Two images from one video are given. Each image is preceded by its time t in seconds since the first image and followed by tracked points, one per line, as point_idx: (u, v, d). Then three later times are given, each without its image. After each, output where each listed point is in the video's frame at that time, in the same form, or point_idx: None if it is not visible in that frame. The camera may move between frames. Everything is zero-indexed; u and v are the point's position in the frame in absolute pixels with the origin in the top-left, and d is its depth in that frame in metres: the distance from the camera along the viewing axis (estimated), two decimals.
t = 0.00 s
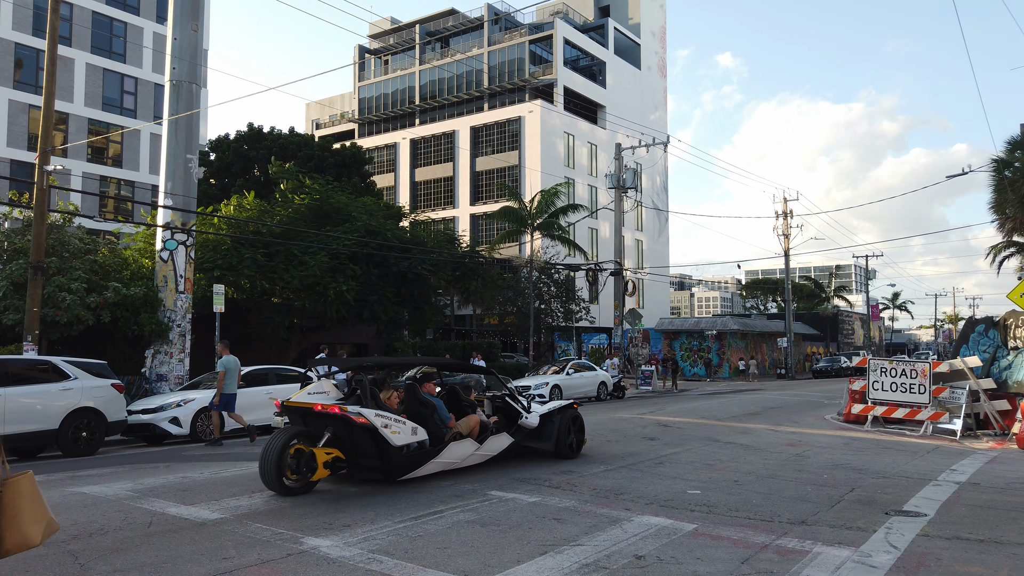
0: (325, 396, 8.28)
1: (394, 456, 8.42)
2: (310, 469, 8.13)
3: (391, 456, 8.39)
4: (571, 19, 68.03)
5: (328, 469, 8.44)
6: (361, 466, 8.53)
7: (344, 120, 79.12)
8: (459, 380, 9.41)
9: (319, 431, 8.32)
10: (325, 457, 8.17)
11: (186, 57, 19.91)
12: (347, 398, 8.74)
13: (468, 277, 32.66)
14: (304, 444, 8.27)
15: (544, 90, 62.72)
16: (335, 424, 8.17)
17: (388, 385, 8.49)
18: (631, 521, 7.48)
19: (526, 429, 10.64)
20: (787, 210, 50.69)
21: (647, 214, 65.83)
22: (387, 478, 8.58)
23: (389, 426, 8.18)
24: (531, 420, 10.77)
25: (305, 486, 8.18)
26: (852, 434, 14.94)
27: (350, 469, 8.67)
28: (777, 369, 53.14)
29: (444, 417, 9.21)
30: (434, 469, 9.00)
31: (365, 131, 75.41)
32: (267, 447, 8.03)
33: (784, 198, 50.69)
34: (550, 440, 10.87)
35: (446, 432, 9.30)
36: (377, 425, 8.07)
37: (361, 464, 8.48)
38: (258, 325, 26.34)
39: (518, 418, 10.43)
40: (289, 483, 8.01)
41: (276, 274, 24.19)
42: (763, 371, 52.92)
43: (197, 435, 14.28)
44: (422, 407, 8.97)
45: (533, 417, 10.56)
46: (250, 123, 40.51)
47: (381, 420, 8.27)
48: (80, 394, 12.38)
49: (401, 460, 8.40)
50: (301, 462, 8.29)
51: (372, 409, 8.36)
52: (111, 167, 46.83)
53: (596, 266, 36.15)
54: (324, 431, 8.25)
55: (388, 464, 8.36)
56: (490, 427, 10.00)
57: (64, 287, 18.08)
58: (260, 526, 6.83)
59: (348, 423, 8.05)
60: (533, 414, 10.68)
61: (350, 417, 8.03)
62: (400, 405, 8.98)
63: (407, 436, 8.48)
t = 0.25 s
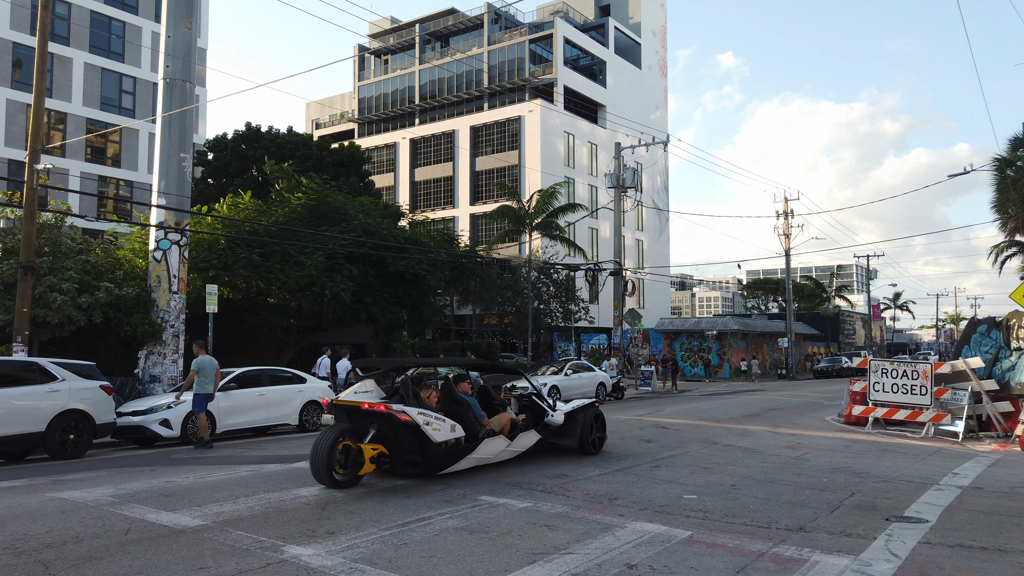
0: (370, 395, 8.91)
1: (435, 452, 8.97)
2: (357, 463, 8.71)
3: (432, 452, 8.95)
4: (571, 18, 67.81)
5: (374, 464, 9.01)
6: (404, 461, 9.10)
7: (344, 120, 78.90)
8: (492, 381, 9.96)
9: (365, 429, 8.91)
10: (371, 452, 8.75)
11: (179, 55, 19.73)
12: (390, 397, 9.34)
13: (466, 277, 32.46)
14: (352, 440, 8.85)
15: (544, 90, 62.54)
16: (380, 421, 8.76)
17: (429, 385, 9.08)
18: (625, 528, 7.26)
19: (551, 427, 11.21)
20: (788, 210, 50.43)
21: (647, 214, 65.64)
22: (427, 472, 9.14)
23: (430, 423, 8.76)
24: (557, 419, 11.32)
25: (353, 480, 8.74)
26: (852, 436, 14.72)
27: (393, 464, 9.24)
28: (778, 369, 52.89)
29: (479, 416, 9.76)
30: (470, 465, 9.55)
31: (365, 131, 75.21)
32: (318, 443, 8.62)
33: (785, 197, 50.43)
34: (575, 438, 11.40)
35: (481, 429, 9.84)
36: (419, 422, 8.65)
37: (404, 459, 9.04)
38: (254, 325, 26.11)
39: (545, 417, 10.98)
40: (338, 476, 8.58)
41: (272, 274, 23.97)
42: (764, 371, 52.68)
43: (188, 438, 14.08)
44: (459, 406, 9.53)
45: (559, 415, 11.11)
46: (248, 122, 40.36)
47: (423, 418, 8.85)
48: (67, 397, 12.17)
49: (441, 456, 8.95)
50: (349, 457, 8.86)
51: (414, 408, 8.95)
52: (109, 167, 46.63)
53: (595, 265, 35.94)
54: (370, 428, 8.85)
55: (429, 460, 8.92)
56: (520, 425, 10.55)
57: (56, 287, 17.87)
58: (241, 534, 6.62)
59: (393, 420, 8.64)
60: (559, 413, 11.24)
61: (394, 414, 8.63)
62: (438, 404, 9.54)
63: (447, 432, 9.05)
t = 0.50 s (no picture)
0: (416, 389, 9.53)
1: (478, 442, 9.53)
2: (407, 453, 9.28)
3: (475, 443, 9.52)
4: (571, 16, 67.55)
5: (421, 454, 9.60)
6: (449, 452, 9.68)
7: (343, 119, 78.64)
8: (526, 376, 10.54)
9: (413, 420, 9.50)
10: (420, 443, 9.33)
11: (172, 50, 19.49)
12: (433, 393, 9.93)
13: (463, 275, 32.17)
14: (400, 431, 9.41)
15: (544, 88, 62.30)
16: (427, 414, 9.35)
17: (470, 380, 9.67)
18: (616, 530, 7.01)
19: (579, 420, 11.77)
20: (788, 208, 50.10)
21: (647, 213, 65.38)
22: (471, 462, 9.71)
23: (474, 416, 9.34)
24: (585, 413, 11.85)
25: (404, 468, 9.29)
26: (854, 436, 14.44)
27: (438, 455, 9.81)
28: (779, 369, 52.58)
29: (515, 409, 10.32)
30: (509, 456, 10.12)
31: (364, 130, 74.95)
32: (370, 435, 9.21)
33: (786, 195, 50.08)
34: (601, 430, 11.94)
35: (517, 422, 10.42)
36: (464, 414, 9.23)
37: (449, 449, 9.61)
38: (250, 324, 25.84)
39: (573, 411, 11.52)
40: (390, 466, 9.16)
41: (267, 271, 23.71)
42: (765, 371, 52.37)
43: (177, 437, 13.84)
44: (497, 400, 10.11)
45: (587, 410, 11.65)
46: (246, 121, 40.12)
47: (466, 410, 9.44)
48: (51, 396, 11.91)
49: (484, 446, 9.51)
50: (399, 447, 9.41)
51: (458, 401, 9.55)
52: (107, 165, 46.37)
53: (594, 264, 35.66)
54: (418, 420, 9.44)
55: (473, 450, 9.49)
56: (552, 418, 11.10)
57: (45, 284, 17.63)
58: (217, 537, 6.35)
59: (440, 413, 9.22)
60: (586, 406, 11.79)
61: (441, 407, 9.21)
62: (478, 398, 10.12)
63: (488, 424, 9.62)
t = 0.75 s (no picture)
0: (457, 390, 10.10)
1: (514, 441, 10.10)
2: (448, 451, 9.88)
3: (511, 441, 10.09)
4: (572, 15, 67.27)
5: (460, 452, 10.14)
6: (486, 449, 10.25)
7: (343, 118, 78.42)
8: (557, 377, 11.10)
9: (453, 420, 10.05)
10: (460, 441, 9.91)
11: (165, 48, 19.32)
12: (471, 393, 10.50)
13: (461, 275, 31.90)
14: (442, 430, 9.97)
15: (544, 88, 62.06)
16: (467, 413, 9.93)
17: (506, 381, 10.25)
18: (611, 542, 6.75)
19: (605, 419, 12.22)
20: (790, 208, 49.76)
21: (648, 213, 65.11)
22: (506, 459, 10.29)
23: (511, 415, 9.91)
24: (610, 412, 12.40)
25: (445, 464, 9.87)
26: (855, 439, 14.20)
27: (475, 452, 10.37)
28: (780, 369, 52.26)
29: (546, 410, 10.88)
30: (541, 453, 10.69)
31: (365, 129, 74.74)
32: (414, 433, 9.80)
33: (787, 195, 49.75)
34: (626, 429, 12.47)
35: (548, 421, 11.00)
36: (502, 414, 9.81)
37: (487, 447, 10.17)
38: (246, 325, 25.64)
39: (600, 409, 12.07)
40: (433, 462, 9.76)
41: (263, 271, 23.51)
42: (766, 371, 52.08)
43: (167, 441, 13.60)
44: (531, 400, 10.70)
45: (612, 409, 12.11)
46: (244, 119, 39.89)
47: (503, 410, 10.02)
48: (37, 399, 11.68)
49: (520, 444, 10.10)
50: (441, 444, 9.98)
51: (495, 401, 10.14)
52: (105, 165, 46.15)
53: (594, 264, 35.40)
54: (458, 420, 10.03)
55: (510, 448, 10.06)
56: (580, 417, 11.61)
57: (36, 285, 17.42)
58: (195, 550, 6.10)
59: (480, 412, 9.80)
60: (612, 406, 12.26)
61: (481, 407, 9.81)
62: (511, 399, 10.70)
63: (523, 423, 10.18)
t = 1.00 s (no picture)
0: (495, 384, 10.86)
1: (548, 432, 10.85)
2: (488, 441, 10.63)
3: (545, 432, 10.82)
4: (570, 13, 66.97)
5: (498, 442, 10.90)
6: (522, 440, 11.00)
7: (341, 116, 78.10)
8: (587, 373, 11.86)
9: (491, 412, 10.82)
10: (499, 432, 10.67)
11: (153, 41, 19.02)
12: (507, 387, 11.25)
13: (456, 273, 31.64)
14: (481, 422, 10.75)
15: (542, 86, 61.80)
16: (504, 406, 10.69)
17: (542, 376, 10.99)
18: (597, 545, 6.49)
19: (627, 414, 12.97)
20: (788, 206, 49.46)
21: (646, 211, 64.85)
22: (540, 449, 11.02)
23: (545, 408, 10.64)
24: (633, 407, 13.10)
25: (484, 454, 10.64)
26: (852, 439, 13.97)
27: (512, 443, 11.13)
28: (778, 368, 52.03)
29: (577, 403, 11.60)
30: (572, 444, 11.41)
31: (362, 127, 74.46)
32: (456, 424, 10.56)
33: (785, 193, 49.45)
34: (647, 423, 13.16)
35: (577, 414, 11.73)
36: (537, 407, 10.56)
37: (522, 438, 10.93)
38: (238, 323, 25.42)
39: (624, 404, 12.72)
40: (473, 452, 10.48)
41: (255, 269, 23.30)
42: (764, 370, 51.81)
43: (151, 440, 13.34)
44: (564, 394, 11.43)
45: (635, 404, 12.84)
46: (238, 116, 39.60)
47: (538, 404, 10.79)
48: (16, 397, 11.43)
49: (554, 435, 10.83)
50: (481, 435, 10.75)
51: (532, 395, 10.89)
52: (100, 163, 45.83)
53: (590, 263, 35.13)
54: (495, 412, 10.78)
55: (543, 439, 10.79)
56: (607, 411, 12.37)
57: (21, 283, 17.16)
58: (161, 555, 5.84)
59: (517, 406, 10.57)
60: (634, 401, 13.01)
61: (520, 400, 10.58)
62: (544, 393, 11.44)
63: (557, 416, 10.92)
